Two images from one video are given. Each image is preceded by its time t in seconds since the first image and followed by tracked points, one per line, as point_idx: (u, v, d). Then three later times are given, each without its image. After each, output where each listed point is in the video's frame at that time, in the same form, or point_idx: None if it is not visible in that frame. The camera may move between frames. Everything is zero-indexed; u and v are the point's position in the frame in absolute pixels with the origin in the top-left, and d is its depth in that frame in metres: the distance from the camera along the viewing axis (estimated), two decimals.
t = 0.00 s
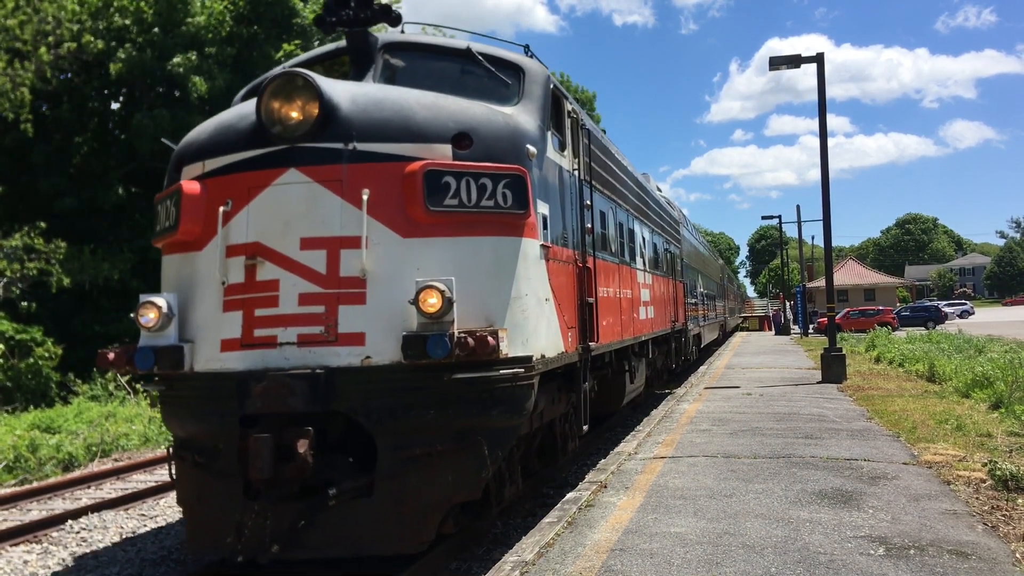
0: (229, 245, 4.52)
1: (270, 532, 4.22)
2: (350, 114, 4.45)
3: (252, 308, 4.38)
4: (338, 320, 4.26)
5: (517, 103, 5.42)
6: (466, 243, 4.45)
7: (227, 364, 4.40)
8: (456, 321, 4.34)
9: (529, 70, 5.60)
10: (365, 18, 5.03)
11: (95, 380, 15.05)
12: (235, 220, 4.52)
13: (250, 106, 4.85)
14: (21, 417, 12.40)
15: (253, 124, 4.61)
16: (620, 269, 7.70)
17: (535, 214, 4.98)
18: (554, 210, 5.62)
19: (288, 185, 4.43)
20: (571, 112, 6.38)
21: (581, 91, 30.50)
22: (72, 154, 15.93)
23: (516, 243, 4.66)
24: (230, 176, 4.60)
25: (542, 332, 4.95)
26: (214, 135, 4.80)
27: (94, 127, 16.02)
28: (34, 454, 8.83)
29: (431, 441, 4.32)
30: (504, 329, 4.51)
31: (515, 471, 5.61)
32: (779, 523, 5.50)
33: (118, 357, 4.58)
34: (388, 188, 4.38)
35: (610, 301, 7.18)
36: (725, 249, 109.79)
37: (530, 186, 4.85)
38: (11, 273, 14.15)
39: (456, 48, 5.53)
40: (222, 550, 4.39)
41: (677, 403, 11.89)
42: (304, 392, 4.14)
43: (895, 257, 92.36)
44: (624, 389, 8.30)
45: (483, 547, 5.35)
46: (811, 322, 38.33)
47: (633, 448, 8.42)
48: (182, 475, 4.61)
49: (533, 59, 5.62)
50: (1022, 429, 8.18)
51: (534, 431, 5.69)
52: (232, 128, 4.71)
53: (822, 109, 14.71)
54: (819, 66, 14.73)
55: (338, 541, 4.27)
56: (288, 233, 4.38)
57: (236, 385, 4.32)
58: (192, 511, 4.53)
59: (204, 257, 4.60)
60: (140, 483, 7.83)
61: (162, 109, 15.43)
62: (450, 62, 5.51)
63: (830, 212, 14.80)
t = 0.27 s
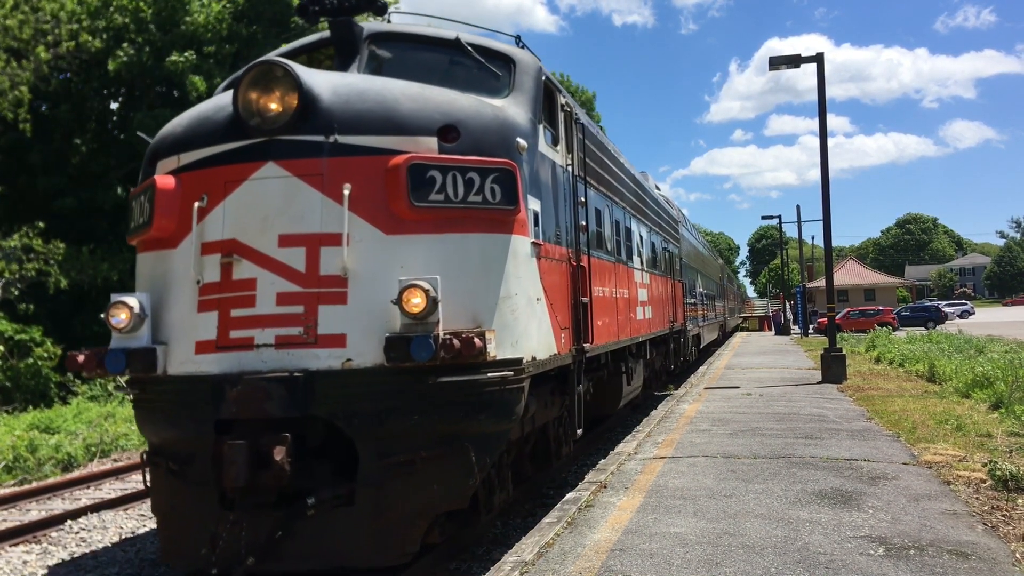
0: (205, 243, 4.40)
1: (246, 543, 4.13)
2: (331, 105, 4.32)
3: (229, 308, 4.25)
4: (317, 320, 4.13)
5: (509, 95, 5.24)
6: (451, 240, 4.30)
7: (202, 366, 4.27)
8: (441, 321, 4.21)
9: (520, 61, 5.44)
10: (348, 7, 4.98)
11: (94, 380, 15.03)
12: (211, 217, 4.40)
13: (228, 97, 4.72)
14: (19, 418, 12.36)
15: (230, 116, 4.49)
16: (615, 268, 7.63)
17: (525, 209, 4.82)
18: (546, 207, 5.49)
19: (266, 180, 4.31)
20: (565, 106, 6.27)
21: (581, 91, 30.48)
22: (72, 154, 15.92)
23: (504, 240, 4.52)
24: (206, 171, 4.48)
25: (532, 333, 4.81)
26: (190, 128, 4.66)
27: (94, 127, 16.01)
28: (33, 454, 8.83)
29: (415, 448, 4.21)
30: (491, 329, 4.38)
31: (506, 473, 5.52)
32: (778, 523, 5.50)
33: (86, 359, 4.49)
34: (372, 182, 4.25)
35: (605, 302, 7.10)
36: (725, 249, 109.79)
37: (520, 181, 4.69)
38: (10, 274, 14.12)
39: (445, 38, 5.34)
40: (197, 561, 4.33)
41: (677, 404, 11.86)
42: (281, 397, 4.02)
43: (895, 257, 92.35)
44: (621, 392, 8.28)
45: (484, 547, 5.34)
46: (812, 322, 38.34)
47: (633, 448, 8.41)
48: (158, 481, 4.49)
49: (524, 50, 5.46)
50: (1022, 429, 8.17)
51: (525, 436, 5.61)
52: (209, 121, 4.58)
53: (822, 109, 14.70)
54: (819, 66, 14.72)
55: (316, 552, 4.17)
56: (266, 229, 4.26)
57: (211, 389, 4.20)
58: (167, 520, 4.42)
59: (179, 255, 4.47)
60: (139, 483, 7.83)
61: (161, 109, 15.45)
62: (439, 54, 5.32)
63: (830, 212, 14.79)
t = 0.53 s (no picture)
0: (178, 240, 4.25)
1: (218, 555, 3.93)
2: (311, 96, 4.17)
3: (202, 308, 4.10)
4: (295, 320, 3.98)
5: (498, 87, 5.06)
6: (436, 237, 4.16)
7: (174, 368, 4.11)
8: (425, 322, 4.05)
9: (511, 51, 5.25)
10: None
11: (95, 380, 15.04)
12: (184, 212, 4.25)
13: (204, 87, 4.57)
14: (19, 418, 12.36)
15: (206, 106, 4.34)
16: (610, 266, 7.56)
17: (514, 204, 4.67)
18: (538, 203, 5.37)
19: (242, 174, 4.16)
20: (558, 98, 6.15)
21: (582, 91, 30.47)
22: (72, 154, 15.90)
23: (492, 237, 4.37)
24: (180, 165, 4.34)
25: (523, 333, 4.66)
26: (164, 119, 4.51)
27: (94, 127, 15.99)
28: (34, 454, 8.83)
29: (398, 455, 4.05)
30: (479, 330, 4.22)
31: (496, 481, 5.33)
32: (778, 523, 5.50)
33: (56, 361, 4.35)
34: (353, 176, 4.10)
35: (599, 301, 7.01)
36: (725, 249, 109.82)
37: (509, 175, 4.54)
38: (10, 274, 14.12)
39: (433, 26, 5.16)
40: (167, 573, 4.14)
41: (676, 404, 11.85)
42: (257, 403, 3.84)
43: (896, 257, 92.36)
44: (617, 393, 8.26)
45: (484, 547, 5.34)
46: (812, 322, 38.36)
47: (633, 448, 8.40)
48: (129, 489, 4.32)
49: (515, 39, 5.27)
50: (1023, 429, 8.16)
51: (517, 440, 5.49)
52: (185, 111, 4.43)
53: (822, 109, 14.70)
54: (819, 66, 14.71)
55: (295, 566, 3.99)
56: (241, 225, 4.11)
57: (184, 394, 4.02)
58: (137, 525, 4.26)
59: (151, 252, 4.33)
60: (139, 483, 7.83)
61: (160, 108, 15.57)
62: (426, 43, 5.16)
63: (830, 212, 14.79)
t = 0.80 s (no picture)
0: (147, 237, 4.04)
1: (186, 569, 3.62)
2: (286, 84, 3.93)
3: (172, 308, 3.88)
4: (269, 322, 3.77)
5: (487, 76, 4.87)
6: (420, 234, 3.95)
7: (142, 372, 3.89)
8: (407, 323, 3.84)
9: (500, 40, 5.05)
10: None
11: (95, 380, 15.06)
12: (154, 208, 4.03)
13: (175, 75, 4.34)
14: (19, 417, 12.38)
15: (176, 96, 4.11)
16: (605, 265, 7.43)
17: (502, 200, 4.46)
18: (530, 199, 5.18)
19: (214, 166, 3.94)
20: (551, 90, 5.94)
21: (582, 91, 30.49)
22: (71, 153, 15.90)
23: (479, 233, 4.17)
24: (148, 157, 4.12)
25: (512, 335, 4.44)
26: (134, 110, 4.29)
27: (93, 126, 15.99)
28: (33, 454, 8.83)
29: (380, 463, 3.83)
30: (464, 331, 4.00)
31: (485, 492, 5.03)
32: (778, 523, 5.50)
33: (16, 364, 4.15)
34: (331, 169, 3.89)
35: (594, 301, 6.84)
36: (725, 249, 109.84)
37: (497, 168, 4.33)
38: (10, 274, 14.13)
39: (419, 15, 4.94)
40: None
41: (676, 404, 11.86)
42: (227, 409, 3.64)
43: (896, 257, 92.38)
44: (614, 396, 8.21)
45: (485, 547, 5.34)
46: (812, 322, 38.42)
47: (633, 449, 8.40)
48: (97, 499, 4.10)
49: (504, 29, 5.08)
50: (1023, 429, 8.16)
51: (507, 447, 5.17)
52: (155, 101, 4.20)
53: (822, 108, 14.70)
54: (819, 65, 14.71)
55: None
56: (213, 221, 3.90)
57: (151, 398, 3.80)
58: (104, 540, 4.03)
59: (120, 250, 4.13)
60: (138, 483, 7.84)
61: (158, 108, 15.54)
62: (411, 31, 4.93)
63: (830, 212, 14.79)
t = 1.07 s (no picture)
0: (113, 233, 3.86)
1: None
2: (260, 71, 3.74)
3: (137, 308, 3.71)
4: (239, 322, 3.59)
5: (475, 65, 4.67)
6: (401, 229, 3.78)
7: (106, 376, 3.72)
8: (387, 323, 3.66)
9: (489, 28, 4.84)
10: None
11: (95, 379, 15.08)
12: (119, 202, 3.86)
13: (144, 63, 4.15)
14: (20, 417, 12.40)
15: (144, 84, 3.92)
16: (600, 264, 7.29)
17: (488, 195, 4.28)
18: (520, 194, 5.01)
19: (183, 158, 3.77)
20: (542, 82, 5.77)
21: (582, 91, 30.47)
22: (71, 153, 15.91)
23: (464, 229, 4.00)
24: (113, 149, 3.93)
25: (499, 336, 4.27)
26: (100, 98, 4.10)
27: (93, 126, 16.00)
28: (33, 454, 8.82)
29: (357, 473, 3.64)
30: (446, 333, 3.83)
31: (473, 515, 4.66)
32: (778, 523, 5.49)
33: None
34: (307, 162, 3.70)
35: (588, 301, 6.67)
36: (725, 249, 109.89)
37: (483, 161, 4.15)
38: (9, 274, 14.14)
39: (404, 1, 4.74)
40: None
41: (676, 404, 11.86)
42: (193, 417, 3.45)
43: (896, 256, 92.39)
44: (610, 399, 8.15)
45: (484, 548, 5.34)
46: (812, 321, 38.53)
47: (633, 449, 8.40)
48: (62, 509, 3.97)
49: (494, 17, 4.88)
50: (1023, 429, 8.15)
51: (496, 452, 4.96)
52: (121, 90, 4.01)
53: (822, 108, 14.70)
54: (819, 65, 14.70)
55: None
56: (182, 216, 3.72)
57: (114, 408, 3.66)
58: (67, 553, 3.89)
59: (85, 246, 3.95)
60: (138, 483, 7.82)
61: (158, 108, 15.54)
62: (396, 18, 4.73)
63: (830, 212, 14.79)
